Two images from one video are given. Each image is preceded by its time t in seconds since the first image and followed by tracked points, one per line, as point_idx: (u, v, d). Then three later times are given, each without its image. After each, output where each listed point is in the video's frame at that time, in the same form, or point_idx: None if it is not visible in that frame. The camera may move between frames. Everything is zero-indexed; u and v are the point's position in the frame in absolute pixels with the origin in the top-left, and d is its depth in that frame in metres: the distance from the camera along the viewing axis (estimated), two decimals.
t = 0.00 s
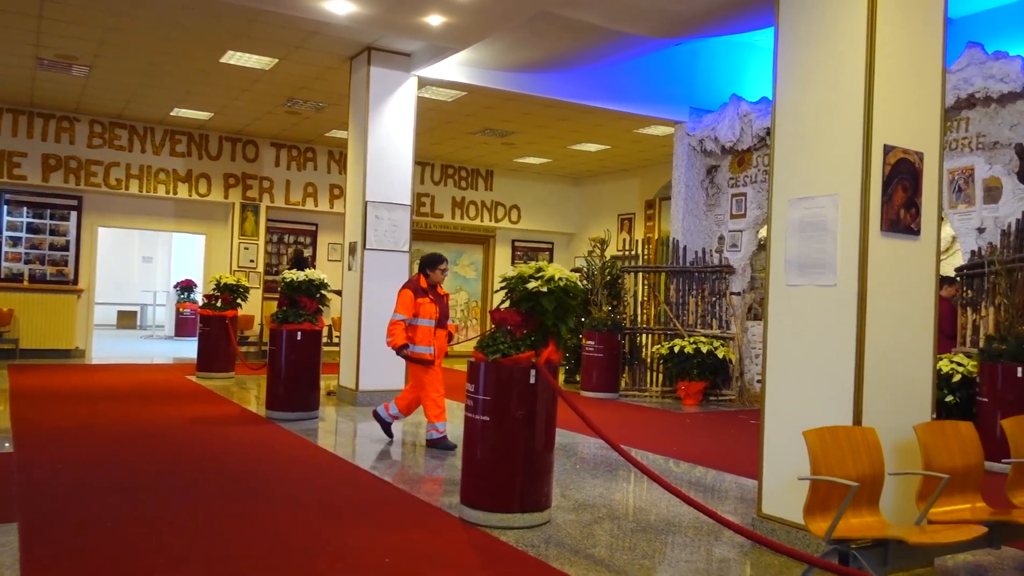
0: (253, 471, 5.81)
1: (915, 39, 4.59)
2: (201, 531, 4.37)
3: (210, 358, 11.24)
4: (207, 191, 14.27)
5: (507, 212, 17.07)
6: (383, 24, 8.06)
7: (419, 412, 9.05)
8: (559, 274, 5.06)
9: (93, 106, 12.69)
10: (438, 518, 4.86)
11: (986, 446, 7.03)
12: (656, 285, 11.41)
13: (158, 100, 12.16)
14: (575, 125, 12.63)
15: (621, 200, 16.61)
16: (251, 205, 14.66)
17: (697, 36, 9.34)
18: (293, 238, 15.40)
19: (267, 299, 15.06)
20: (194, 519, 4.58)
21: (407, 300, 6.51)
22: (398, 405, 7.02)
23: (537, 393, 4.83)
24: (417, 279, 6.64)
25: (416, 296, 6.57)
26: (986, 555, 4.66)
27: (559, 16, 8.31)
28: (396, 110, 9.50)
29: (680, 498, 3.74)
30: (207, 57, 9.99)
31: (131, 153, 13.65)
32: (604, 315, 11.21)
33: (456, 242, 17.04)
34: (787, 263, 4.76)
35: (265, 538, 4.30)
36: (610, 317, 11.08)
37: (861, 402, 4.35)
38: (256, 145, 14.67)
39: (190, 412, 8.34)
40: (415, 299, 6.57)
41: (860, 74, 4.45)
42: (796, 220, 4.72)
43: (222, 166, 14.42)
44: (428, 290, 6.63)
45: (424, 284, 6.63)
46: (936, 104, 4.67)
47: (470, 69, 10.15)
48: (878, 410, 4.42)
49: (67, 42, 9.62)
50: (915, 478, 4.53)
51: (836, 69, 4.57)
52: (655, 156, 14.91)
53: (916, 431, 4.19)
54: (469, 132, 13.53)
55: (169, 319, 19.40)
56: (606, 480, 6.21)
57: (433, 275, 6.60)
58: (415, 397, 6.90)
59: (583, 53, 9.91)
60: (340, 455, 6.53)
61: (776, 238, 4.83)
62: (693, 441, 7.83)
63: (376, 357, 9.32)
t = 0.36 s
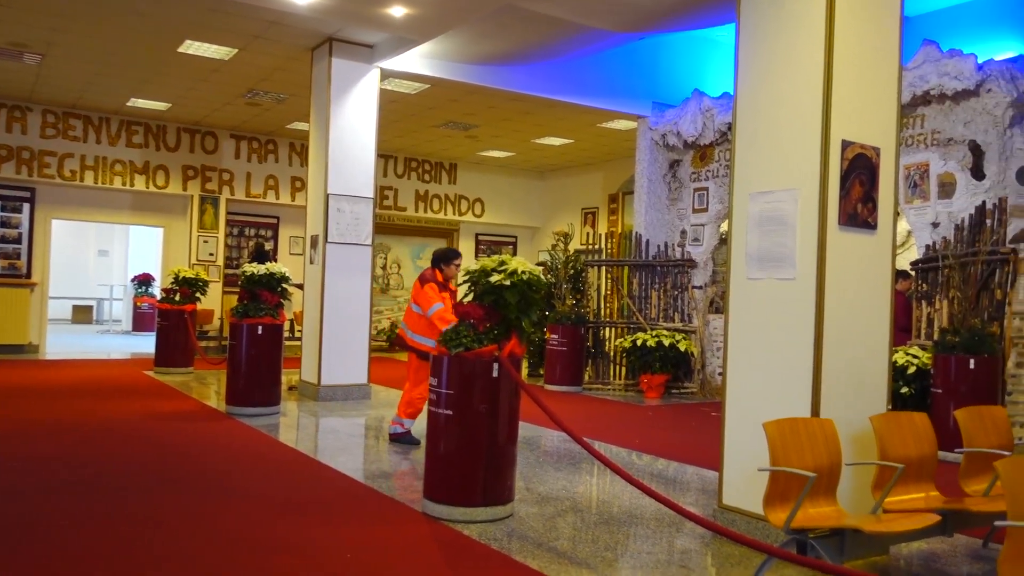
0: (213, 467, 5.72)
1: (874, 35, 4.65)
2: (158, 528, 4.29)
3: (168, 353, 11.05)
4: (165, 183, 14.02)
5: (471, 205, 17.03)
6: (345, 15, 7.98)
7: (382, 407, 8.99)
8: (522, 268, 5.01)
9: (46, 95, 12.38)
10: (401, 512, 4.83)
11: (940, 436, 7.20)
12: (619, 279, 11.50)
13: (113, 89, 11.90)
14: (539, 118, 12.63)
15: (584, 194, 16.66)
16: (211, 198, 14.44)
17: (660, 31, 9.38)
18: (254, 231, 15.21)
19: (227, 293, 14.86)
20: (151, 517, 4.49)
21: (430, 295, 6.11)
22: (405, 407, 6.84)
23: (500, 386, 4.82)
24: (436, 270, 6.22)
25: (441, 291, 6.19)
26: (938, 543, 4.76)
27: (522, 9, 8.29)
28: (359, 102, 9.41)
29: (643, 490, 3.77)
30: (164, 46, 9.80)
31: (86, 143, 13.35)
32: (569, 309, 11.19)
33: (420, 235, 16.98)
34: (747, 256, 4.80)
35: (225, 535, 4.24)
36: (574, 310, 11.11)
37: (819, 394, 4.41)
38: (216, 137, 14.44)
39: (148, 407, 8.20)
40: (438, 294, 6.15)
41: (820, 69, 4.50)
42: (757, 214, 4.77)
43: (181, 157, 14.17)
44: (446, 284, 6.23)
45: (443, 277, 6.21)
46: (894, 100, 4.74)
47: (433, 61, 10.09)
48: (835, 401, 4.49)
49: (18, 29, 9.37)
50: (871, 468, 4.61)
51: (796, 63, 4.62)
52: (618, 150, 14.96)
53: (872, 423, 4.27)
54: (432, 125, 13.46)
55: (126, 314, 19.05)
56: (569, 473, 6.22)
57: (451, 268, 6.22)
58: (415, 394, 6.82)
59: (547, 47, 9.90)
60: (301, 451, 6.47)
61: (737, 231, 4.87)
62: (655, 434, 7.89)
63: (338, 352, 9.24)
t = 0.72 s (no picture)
0: (165, 464, 5.61)
1: (829, 33, 4.72)
2: (108, 527, 4.19)
3: (119, 348, 10.82)
4: (115, 174, 13.71)
5: (430, 199, 16.95)
6: (302, 5, 7.87)
7: (339, 402, 8.91)
8: (481, 262, 5.00)
9: None
10: (358, 508, 4.80)
11: (890, 428, 7.37)
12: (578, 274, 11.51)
13: (62, 77, 11.59)
14: (499, 112, 12.60)
15: (543, 189, 16.68)
16: (163, 189, 14.15)
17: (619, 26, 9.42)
18: (208, 223, 14.95)
19: (180, 287, 14.58)
20: (101, 515, 4.39)
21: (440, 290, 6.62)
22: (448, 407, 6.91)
23: (458, 380, 4.81)
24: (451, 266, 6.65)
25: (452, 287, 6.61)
26: (887, 533, 4.87)
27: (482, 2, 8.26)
28: (315, 93, 9.29)
29: (598, 482, 3.73)
30: (115, 33, 9.57)
31: (33, 132, 12.99)
32: (527, 303, 11.21)
33: (378, 229, 16.86)
34: (704, 251, 4.85)
35: (178, 533, 4.15)
36: (532, 305, 11.13)
37: (773, 387, 4.48)
38: (169, 127, 14.15)
39: (98, 403, 8.01)
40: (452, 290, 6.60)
41: (775, 66, 4.56)
42: (714, 210, 4.82)
43: (132, 148, 13.86)
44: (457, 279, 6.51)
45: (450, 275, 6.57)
46: (848, 98, 4.81)
47: (391, 53, 10.01)
48: (789, 394, 4.55)
49: None
50: (823, 460, 4.69)
51: (752, 60, 4.67)
52: (577, 146, 15.01)
53: (825, 415, 4.34)
54: (391, 118, 13.35)
55: (75, 308, 18.59)
56: (528, 467, 6.24)
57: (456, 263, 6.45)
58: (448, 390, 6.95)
59: (506, 41, 9.88)
60: (257, 447, 6.37)
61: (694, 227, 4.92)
62: (612, 428, 7.94)
63: (294, 346, 9.13)
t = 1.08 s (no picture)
0: (110, 461, 5.48)
1: (778, 31, 4.79)
2: (51, 526, 4.08)
3: (63, 343, 10.50)
4: (57, 164, 13.32)
5: (382, 192, 16.83)
6: None
7: (289, 397, 8.80)
8: (434, 256, 4.98)
9: None
10: (309, 504, 4.75)
11: (834, 419, 7.56)
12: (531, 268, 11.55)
13: None
14: (452, 106, 12.54)
15: (497, 183, 16.67)
16: (108, 180, 13.79)
17: (572, 21, 9.45)
18: (154, 215, 14.62)
19: (125, 280, 14.23)
20: (42, 514, 4.27)
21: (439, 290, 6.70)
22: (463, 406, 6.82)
23: (411, 374, 4.78)
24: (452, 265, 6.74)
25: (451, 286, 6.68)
26: (833, 521, 4.98)
27: None
28: (266, 84, 9.14)
29: (550, 474, 3.72)
30: (56, 19, 9.28)
31: None
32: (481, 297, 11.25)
33: (330, 222, 16.68)
34: (656, 246, 4.90)
35: (123, 532, 4.05)
36: (485, 298, 11.18)
37: (723, 380, 4.55)
38: (113, 117, 13.79)
39: (38, 400, 7.78)
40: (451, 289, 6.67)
41: (726, 63, 4.62)
42: (665, 205, 4.87)
43: (75, 137, 13.48)
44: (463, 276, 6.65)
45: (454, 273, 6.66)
46: (798, 96, 4.89)
47: (343, 44, 9.90)
48: (738, 386, 4.63)
49: None
50: (771, 451, 4.78)
51: (703, 57, 4.73)
52: (531, 140, 15.03)
53: (772, 407, 4.42)
54: (343, 110, 13.20)
55: (14, 302, 18.04)
56: (481, 461, 6.23)
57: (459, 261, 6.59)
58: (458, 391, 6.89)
59: (460, 34, 9.83)
60: (204, 443, 6.26)
61: (646, 222, 4.97)
62: (563, 421, 8.00)
63: (244, 341, 8.99)
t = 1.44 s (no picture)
0: (30, 458, 5.27)
1: (715, 30, 4.88)
2: None
3: None
4: None
5: (319, 182, 16.59)
6: None
7: (222, 391, 8.61)
8: (371, 248, 4.95)
9: None
10: (241, 499, 4.66)
11: (764, 411, 7.75)
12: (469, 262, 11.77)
13: None
14: (391, 97, 12.41)
15: (436, 175, 16.58)
16: (30, 167, 13.25)
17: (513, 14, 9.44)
18: (80, 204, 14.12)
19: (48, 271, 13.70)
20: None
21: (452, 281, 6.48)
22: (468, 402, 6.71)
23: (347, 368, 4.72)
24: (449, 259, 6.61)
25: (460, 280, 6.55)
26: (761, 510, 5.12)
27: None
28: (199, 69, 8.90)
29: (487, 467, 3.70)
30: None
31: None
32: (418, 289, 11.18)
33: (265, 213, 16.36)
34: (593, 240, 4.94)
35: (45, 531, 3.91)
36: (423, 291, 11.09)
37: (657, 373, 4.62)
38: (36, 101, 13.26)
39: None
40: (459, 282, 6.53)
41: (663, 60, 4.67)
42: (602, 199, 4.91)
43: None
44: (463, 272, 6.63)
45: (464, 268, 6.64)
46: (732, 95, 4.99)
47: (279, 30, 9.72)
48: (671, 379, 4.70)
49: None
50: (702, 442, 4.87)
51: (641, 54, 4.77)
52: (470, 132, 14.98)
53: (705, 399, 4.51)
54: (278, 98, 12.95)
55: None
56: (417, 455, 6.20)
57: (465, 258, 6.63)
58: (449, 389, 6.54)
59: (400, 24, 9.74)
60: (132, 438, 6.07)
61: (584, 216, 5.01)
62: (500, 414, 8.02)
63: (174, 334, 8.75)
